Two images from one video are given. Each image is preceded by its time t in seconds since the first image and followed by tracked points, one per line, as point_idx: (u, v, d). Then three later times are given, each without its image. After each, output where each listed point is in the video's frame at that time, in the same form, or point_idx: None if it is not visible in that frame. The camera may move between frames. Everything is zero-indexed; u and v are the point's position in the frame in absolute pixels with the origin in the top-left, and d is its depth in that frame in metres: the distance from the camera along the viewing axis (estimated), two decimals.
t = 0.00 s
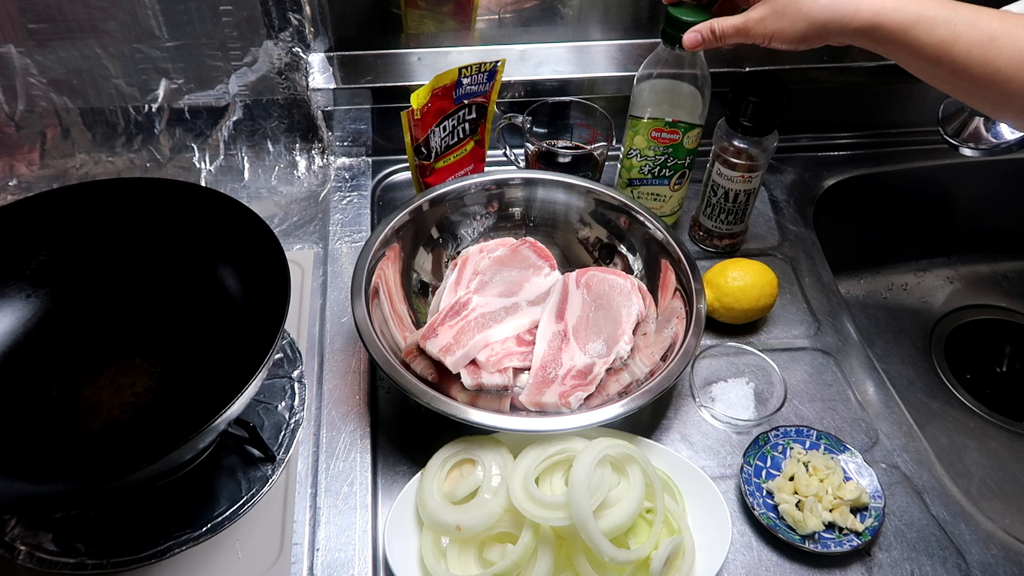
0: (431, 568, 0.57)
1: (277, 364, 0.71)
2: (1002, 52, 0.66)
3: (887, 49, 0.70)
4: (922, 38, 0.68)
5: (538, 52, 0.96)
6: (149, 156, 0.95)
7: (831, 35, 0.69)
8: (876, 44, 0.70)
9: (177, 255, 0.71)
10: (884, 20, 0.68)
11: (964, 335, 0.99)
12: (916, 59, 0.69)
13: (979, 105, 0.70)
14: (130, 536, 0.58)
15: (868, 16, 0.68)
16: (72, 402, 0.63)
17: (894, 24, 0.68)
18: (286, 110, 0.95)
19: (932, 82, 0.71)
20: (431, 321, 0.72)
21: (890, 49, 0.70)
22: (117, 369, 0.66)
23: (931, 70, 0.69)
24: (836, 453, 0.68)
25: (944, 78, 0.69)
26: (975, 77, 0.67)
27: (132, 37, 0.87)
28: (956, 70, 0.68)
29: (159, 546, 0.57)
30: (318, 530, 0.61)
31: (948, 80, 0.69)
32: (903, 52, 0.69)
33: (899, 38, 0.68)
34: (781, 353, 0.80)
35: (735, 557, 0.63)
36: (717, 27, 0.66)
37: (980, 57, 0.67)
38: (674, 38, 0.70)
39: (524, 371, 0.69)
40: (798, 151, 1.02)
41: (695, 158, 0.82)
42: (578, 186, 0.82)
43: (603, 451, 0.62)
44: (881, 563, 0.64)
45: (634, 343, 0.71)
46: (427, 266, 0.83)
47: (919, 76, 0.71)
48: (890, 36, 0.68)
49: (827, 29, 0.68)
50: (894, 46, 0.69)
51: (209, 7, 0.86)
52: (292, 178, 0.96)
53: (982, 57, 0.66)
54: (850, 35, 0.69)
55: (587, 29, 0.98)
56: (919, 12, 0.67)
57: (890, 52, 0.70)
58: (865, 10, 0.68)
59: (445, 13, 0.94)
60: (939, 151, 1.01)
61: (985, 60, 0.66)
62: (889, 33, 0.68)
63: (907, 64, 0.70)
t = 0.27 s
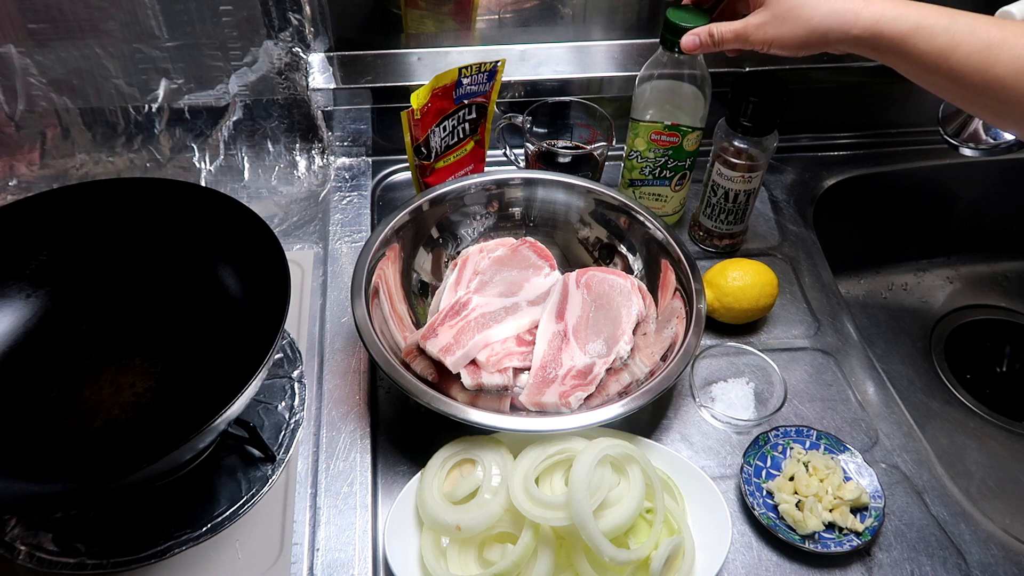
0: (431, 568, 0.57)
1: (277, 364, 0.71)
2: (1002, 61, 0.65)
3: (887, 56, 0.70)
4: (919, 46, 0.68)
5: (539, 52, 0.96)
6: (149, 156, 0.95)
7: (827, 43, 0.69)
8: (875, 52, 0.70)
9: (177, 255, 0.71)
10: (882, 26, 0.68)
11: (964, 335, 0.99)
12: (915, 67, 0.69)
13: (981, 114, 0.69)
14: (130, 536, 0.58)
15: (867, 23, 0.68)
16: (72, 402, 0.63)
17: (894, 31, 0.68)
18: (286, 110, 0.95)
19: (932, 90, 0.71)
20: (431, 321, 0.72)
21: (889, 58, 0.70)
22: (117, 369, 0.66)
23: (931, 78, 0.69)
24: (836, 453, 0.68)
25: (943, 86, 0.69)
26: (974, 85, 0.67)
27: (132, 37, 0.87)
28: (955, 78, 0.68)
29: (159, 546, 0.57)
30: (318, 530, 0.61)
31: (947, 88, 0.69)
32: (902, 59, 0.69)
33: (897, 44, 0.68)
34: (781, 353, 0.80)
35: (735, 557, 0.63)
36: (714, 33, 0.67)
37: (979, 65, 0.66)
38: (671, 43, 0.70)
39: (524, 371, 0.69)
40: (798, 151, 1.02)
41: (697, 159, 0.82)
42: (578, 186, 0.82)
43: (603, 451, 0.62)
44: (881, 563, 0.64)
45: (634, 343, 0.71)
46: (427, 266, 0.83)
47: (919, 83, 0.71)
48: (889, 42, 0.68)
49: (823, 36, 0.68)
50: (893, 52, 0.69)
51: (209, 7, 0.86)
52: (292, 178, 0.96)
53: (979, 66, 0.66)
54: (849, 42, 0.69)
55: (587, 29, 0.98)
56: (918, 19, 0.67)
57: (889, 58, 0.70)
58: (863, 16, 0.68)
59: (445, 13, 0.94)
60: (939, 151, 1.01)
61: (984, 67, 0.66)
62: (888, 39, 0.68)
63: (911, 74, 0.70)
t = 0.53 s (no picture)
0: (431, 568, 0.57)
1: (277, 364, 0.71)
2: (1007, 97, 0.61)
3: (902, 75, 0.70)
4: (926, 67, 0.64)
5: (539, 53, 0.96)
6: (149, 156, 0.95)
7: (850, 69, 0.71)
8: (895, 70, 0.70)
9: (177, 255, 0.71)
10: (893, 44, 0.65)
11: (964, 335, 0.99)
12: (923, 91, 0.66)
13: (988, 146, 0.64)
14: (130, 536, 0.58)
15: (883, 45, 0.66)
16: (72, 402, 0.63)
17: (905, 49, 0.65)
18: (286, 110, 0.95)
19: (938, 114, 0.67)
20: (431, 321, 0.72)
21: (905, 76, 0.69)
22: (117, 369, 0.66)
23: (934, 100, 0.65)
24: (836, 453, 0.68)
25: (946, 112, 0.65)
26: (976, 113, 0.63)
27: (132, 37, 0.87)
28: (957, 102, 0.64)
29: (159, 546, 0.57)
30: (318, 530, 0.61)
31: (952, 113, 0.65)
32: (910, 80, 0.66)
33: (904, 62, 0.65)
34: (781, 353, 0.80)
35: (735, 557, 0.63)
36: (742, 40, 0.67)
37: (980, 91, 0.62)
38: (671, 43, 0.70)
39: (524, 371, 0.69)
40: (798, 151, 1.02)
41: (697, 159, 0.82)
42: (578, 186, 0.82)
43: (603, 451, 0.62)
44: (881, 563, 0.64)
45: (634, 343, 0.71)
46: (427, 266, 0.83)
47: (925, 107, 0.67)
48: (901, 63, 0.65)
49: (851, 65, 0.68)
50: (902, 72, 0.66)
51: (209, 7, 0.86)
52: (292, 178, 0.96)
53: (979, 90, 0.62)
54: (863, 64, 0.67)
55: (587, 29, 0.99)
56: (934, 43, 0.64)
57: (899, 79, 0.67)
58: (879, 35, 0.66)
59: (445, 13, 0.94)
60: (939, 151, 1.01)
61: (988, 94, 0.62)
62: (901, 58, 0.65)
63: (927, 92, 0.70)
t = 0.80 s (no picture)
0: (431, 568, 0.57)
1: (277, 364, 0.71)
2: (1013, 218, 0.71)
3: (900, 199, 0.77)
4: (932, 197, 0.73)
5: (538, 52, 0.96)
6: (149, 156, 0.95)
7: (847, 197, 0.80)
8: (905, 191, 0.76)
9: (177, 255, 0.71)
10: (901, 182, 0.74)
11: (964, 335, 0.99)
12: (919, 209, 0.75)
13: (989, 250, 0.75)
14: (130, 536, 0.58)
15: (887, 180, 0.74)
16: (72, 402, 0.63)
17: (912, 185, 0.74)
18: (286, 110, 0.95)
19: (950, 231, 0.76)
20: (431, 321, 0.72)
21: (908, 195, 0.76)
22: (117, 369, 0.66)
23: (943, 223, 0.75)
24: (836, 453, 0.68)
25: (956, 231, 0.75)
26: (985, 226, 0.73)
27: (132, 37, 0.87)
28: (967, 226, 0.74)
29: (158, 546, 0.57)
30: (318, 530, 0.61)
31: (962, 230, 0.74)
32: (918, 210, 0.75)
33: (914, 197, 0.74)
34: (781, 353, 0.80)
35: (734, 557, 0.63)
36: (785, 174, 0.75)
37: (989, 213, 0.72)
38: (671, 43, 0.70)
39: (524, 371, 0.69)
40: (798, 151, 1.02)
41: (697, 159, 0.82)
42: (578, 186, 0.82)
43: (603, 451, 0.62)
44: (881, 563, 0.63)
45: (634, 343, 0.71)
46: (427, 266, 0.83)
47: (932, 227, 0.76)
48: (905, 198, 0.74)
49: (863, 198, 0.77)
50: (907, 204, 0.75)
51: (209, 7, 0.86)
52: (292, 178, 0.96)
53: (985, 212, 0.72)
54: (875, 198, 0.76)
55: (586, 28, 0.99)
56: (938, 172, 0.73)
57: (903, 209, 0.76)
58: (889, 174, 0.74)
59: (445, 13, 0.94)
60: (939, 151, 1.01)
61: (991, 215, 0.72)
62: (907, 193, 0.74)
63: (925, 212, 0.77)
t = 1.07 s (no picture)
0: (431, 568, 0.57)
1: (277, 364, 0.71)
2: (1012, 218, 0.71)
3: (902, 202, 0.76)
4: (928, 205, 0.74)
5: (538, 52, 0.96)
6: (149, 156, 0.95)
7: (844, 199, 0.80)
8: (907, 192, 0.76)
9: (177, 255, 0.71)
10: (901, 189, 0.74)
11: (964, 335, 0.99)
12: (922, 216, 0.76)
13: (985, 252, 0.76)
14: (130, 536, 0.58)
15: (884, 184, 0.75)
16: (72, 402, 0.63)
17: (911, 191, 0.74)
18: (286, 110, 0.95)
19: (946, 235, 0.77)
20: (431, 321, 0.72)
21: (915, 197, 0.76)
22: (117, 369, 0.66)
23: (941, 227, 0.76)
24: (836, 453, 0.68)
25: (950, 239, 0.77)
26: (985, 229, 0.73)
27: (132, 37, 0.87)
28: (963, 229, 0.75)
29: (159, 546, 0.57)
30: (318, 530, 0.61)
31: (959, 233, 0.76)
32: (915, 216, 0.76)
33: (912, 204, 0.75)
34: (781, 353, 0.80)
35: (734, 557, 0.63)
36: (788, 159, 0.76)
37: (989, 218, 0.73)
38: (671, 43, 0.70)
39: (524, 371, 0.69)
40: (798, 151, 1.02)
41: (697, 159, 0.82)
42: (578, 186, 0.82)
43: (603, 451, 0.62)
44: (881, 563, 0.63)
45: (634, 343, 0.71)
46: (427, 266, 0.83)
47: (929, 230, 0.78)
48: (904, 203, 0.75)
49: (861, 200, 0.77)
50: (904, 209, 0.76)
51: (209, 7, 0.86)
52: (292, 178, 0.96)
53: (982, 217, 0.73)
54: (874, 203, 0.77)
55: (586, 29, 0.99)
56: (939, 177, 0.74)
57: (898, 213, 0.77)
58: (887, 178, 0.74)
59: (445, 13, 0.95)
60: (939, 151, 1.01)
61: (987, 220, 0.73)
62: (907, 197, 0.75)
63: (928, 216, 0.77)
